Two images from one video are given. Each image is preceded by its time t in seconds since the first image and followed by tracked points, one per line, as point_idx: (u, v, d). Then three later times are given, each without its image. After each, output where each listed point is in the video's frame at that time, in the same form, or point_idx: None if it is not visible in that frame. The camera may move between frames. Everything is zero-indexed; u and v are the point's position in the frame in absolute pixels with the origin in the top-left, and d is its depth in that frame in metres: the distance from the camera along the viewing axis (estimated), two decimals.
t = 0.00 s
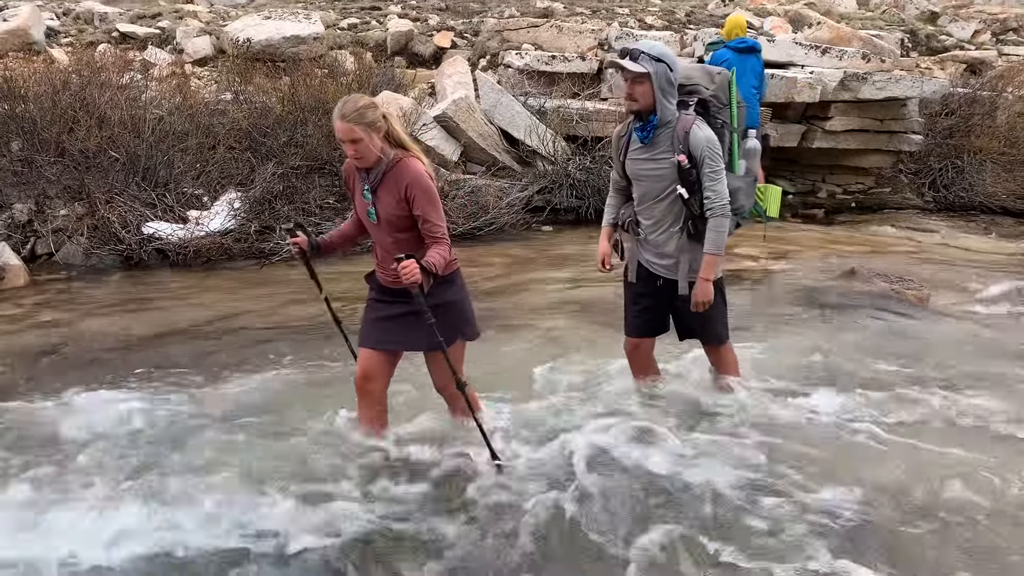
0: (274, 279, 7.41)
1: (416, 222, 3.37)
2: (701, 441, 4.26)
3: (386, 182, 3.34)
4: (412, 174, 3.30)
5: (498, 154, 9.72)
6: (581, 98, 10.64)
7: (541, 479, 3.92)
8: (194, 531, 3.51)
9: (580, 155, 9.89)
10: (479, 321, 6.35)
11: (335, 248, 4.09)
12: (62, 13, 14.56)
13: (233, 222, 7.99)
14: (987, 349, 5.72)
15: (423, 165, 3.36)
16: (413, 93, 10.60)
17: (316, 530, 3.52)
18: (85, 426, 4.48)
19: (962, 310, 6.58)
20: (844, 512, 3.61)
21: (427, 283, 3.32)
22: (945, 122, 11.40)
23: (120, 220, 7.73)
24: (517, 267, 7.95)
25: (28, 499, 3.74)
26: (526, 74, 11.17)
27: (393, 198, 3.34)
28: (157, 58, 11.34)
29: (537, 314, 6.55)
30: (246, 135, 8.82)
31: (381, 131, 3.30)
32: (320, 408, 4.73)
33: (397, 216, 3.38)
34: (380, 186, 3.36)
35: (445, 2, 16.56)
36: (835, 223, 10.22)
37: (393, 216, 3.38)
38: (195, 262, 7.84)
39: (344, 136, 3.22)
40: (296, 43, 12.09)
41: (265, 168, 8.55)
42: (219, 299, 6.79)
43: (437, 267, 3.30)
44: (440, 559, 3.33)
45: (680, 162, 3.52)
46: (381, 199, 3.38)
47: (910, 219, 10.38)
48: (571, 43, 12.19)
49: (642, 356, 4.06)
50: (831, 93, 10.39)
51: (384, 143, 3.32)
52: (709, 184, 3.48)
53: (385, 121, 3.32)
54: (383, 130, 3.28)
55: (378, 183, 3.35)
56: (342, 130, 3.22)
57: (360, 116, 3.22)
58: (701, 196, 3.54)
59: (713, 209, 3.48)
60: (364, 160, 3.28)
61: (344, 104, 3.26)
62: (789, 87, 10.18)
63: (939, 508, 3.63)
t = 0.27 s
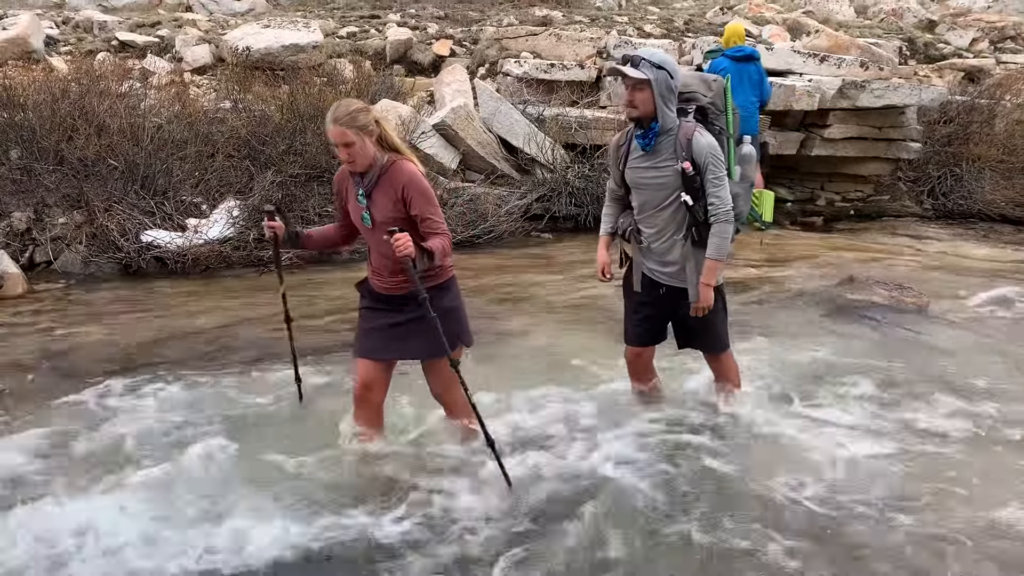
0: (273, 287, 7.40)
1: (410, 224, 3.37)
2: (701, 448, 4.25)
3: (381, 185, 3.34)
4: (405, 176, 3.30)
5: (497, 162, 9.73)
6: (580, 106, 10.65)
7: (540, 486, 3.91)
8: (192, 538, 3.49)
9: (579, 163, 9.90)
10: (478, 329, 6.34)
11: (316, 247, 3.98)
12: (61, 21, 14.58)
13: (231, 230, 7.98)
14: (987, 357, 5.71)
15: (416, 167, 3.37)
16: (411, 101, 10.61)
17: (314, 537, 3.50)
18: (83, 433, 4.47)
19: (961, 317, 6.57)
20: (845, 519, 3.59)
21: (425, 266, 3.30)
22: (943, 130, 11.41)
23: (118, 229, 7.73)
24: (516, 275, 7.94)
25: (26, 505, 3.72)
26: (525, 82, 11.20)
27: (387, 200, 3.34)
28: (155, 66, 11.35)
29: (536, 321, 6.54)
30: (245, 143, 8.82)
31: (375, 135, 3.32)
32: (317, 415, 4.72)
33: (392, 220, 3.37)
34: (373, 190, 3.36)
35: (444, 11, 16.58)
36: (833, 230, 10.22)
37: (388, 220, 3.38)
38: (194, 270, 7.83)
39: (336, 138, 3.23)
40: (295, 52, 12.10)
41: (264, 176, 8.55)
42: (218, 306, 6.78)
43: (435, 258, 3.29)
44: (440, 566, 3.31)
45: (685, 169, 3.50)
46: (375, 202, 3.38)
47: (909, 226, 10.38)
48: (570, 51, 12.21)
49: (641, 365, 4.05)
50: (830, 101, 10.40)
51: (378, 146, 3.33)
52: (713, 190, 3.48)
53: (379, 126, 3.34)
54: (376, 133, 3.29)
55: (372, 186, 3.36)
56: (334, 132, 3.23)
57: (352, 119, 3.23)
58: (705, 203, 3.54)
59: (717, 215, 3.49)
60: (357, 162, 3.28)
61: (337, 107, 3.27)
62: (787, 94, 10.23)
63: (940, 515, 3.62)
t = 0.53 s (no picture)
0: (273, 291, 7.41)
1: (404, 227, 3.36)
2: (702, 452, 4.25)
3: (374, 190, 3.35)
4: (399, 178, 3.30)
5: (497, 165, 9.74)
6: (580, 110, 10.66)
7: (541, 490, 3.91)
8: (192, 543, 3.49)
9: (579, 167, 9.91)
10: (479, 332, 6.35)
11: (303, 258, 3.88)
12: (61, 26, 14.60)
13: (232, 234, 7.97)
14: (988, 359, 5.70)
15: (411, 170, 3.37)
16: (411, 105, 10.63)
17: (315, 542, 3.50)
18: (84, 438, 4.48)
19: (962, 319, 6.58)
20: (846, 522, 3.59)
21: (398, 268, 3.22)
22: (943, 133, 11.38)
23: (119, 233, 7.74)
24: (517, 278, 7.94)
25: (27, 509, 3.73)
26: (524, 86, 11.22)
27: (382, 203, 3.34)
28: (156, 71, 11.37)
29: (536, 325, 6.54)
30: (245, 148, 8.84)
31: (366, 139, 3.32)
32: (318, 420, 4.73)
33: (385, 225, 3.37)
34: (368, 194, 3.37)
35: (444, 15, 16.61)
36: (834, 233, 10.23)
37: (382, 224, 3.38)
38: (194, 275, 7.84)
39: (327, 141, 3.24)
40: (295, 56, 12.11)
41: (265, 180, 8.56)
42: (219, 310, 6.79)
43: (411, 262, 3.22)
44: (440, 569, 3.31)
45: (681, 170, 3.52)
46: (370, 206, 3.38)
47: (909, 229, 10.39)
48: (570, 55, 12.23)
49: (642, 369, 4.06)
50: (829, 104, 10.42)
51: (371, 150, 3.34)
52: (712, 190, 3.49)
53: (371, 130, 3.34)
54: (368, 137, 3.31)
55: (367, 190, 3.37)
56: (325, 135, 3.24)
57: (343, 123, 3.24)
58: (703, 204, 3.55)
59: (717, 217, 3.49)
60: (348, 165, 3.29)
61: (327, 111, 3.30)
62: (786, 98, 10.24)
63: (941, 518, 3.62)
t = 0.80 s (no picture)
0: (275, 291, 7.42)
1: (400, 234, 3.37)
2: (704, 453, 4.23)
3: (369, 198, 3.35)
4: (393, 187, 3.29)
5: (498, 165, 9.75)
6: (581, 110, 10.66)
7: (542, 492, 3.89)
8: (195, 544, 3.49)
9: (580, 166, 9.91)
10: (481, 332, 6.36)
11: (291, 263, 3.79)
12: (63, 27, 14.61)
13: (234, 234, 7.99)
14: (989, 358, 5.70)
15: (406, 177, 3.36)
16: (413, 105, 10.63)
17: (318, 544, 3.49)
18: (86, 438, 4.47)
19: (964, 318, 6.58)
20: (851, 522, 3.58)
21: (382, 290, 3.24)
22: (945, 132, 11.40)
23: (121, 233, 7.75)
24: (518, 278, 7.95)
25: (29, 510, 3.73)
26: (526, 86, 11.22)
27: (378, 211, 3.35)
28: (158, 71, 11.38)
29: (537, 324, 6.55)
30: (247, 148, 8.84)
31: (361, 146, 3.32)
32: (320, 420, 4.73)
33: (380, 232, 3.39)
34: (365, 202, 3.37)
35: (445, 15, 16.61)
36: (835, 233, 10.22)
37: (377, 231, 3.40)
38: (196, 275, 7.84)
39: (321, 150, 3.24)
40: (297, 56, 12.11)
41: (266, 180, 8.56)
42: (220, 310, 6.79)
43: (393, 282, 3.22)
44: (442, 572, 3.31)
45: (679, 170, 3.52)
46: (367, 214, 3.39)
47: (910, 228, 10.38)
48: (571, 55, 12.23)
49: (643, 369, 4.06)
50: (831, 103, 10.43)
51: (366, 158, 3.33)
52: (711, 190, 3.49)
53: (366, 137, 3.33)
54: (363, 145, 3.29)
55: (363, 199, 3.37)
56: (319, 144, 3.23)
57: (337, 131, 3.23)
58: (703, 204, 3.55)
59: (716, 216, 3.49)
60: (343, 174, 3.30)
61: (321, 120, 3.30)
62: (788, 97, 10.24)
63: (942, 517, 3.62)
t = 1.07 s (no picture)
0: (279, 289, 7.43)
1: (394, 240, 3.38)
2: (708, 453, 4.22)
3: (362, 206, 3.36)
4: (386, 196, 3.29)
5: (501, 164, 9.75)
6: (584, 109, 10.66)
7: (546, 491, 3.89)
8: (200, 543, 3.49)
9: (583, 165, 9.90)
10: (484, 331, 6.36)
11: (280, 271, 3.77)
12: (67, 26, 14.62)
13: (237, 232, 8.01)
14: (993, 357, 5.69)
15: (400, 185, 3.35)
16: (416, 104, 10.63)
17: (322, 543, 3.49)
18: (90, 437, 4.47)
19: (968, 317, 6.57)
20: (855, 523, 3.57)
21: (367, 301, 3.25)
22: (948, 131, 11.36)
23: (125, 232, 7.77)
24: (521, 277, 7.95)
25: (32, 509, 3.72)
26: (529, 85, 11.23)
27: (370, 218, 3.34)
28: (161, 70, 11.39)
29: (540, 323, 6.55)
30: (249, 147, 8.80)
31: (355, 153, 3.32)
32: (323, 418, 4.74)
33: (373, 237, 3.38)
34: (358, 209, 3.37)
35: (448, 14, 16.61)
36: (838, 232, 10.21)
37: (369, 237, 3.39)
38: (199, 273, 7.83)
39: (314, 159, 3.25)
40: (300, 55, 12.11)
41: (270, 179, 8.55)
42: (224, 309, 6.79)
43: (378, 292, 3.21)
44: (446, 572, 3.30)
45: (682, 169, 3.53)
46: (360, 220, 3.39)
47: (914, 228, 10.37)
48: (574, 54, 12.22)
49: (645, 367, 4.06)
50: (834, 102, 10.42)
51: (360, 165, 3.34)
52: (715, 187, 3.48)
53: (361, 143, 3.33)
54: (356, 153, 3.28)
55: (357, 206, 3.36)
56: (312, 152, 3.25)
57: (329, 140, 3.24)
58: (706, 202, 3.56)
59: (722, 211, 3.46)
60: (336, 181, 3.30)
61: (314, 129, 3.29)
62: (792, 97, 10.23)
63: (945, 516, 3.62)
